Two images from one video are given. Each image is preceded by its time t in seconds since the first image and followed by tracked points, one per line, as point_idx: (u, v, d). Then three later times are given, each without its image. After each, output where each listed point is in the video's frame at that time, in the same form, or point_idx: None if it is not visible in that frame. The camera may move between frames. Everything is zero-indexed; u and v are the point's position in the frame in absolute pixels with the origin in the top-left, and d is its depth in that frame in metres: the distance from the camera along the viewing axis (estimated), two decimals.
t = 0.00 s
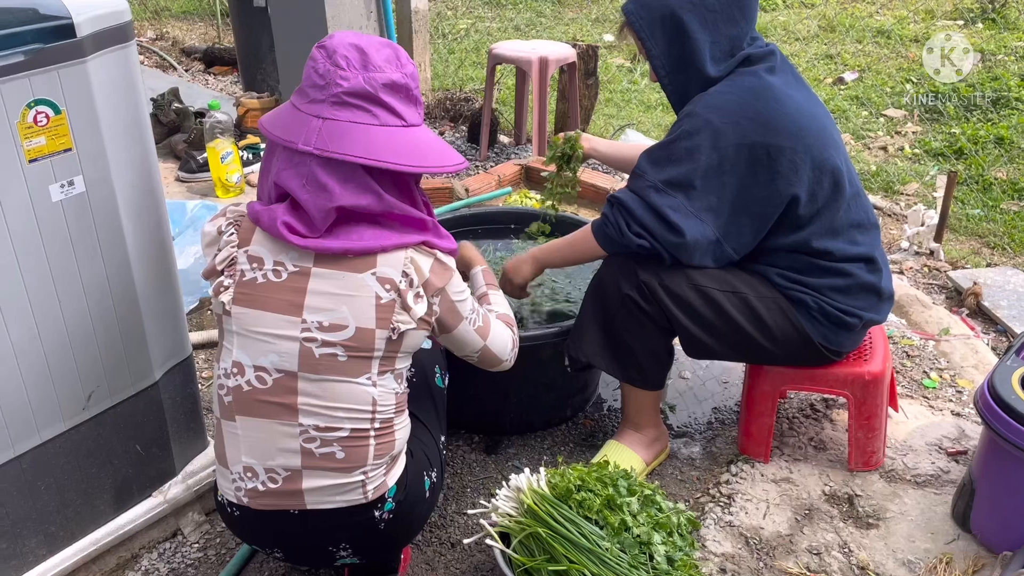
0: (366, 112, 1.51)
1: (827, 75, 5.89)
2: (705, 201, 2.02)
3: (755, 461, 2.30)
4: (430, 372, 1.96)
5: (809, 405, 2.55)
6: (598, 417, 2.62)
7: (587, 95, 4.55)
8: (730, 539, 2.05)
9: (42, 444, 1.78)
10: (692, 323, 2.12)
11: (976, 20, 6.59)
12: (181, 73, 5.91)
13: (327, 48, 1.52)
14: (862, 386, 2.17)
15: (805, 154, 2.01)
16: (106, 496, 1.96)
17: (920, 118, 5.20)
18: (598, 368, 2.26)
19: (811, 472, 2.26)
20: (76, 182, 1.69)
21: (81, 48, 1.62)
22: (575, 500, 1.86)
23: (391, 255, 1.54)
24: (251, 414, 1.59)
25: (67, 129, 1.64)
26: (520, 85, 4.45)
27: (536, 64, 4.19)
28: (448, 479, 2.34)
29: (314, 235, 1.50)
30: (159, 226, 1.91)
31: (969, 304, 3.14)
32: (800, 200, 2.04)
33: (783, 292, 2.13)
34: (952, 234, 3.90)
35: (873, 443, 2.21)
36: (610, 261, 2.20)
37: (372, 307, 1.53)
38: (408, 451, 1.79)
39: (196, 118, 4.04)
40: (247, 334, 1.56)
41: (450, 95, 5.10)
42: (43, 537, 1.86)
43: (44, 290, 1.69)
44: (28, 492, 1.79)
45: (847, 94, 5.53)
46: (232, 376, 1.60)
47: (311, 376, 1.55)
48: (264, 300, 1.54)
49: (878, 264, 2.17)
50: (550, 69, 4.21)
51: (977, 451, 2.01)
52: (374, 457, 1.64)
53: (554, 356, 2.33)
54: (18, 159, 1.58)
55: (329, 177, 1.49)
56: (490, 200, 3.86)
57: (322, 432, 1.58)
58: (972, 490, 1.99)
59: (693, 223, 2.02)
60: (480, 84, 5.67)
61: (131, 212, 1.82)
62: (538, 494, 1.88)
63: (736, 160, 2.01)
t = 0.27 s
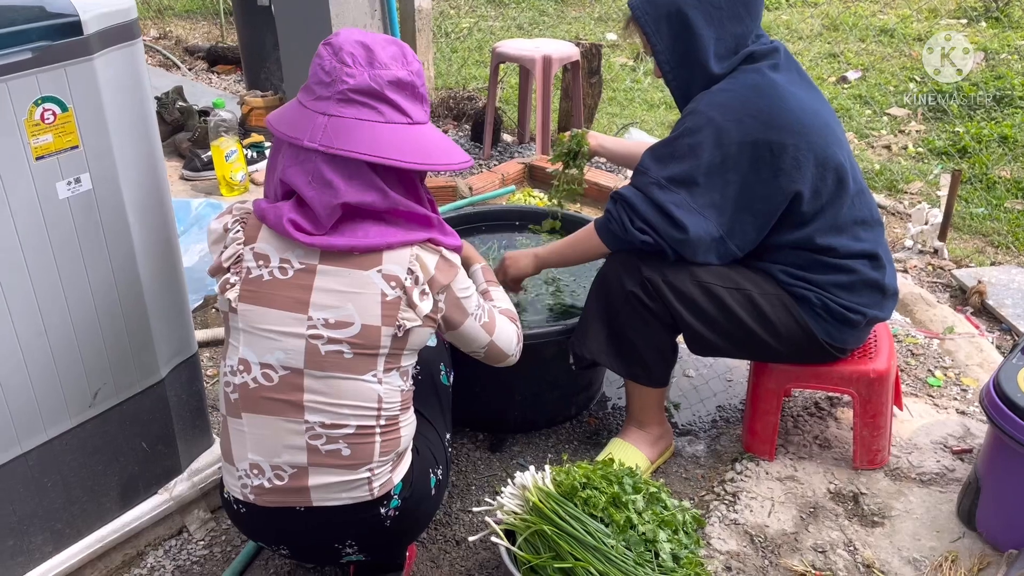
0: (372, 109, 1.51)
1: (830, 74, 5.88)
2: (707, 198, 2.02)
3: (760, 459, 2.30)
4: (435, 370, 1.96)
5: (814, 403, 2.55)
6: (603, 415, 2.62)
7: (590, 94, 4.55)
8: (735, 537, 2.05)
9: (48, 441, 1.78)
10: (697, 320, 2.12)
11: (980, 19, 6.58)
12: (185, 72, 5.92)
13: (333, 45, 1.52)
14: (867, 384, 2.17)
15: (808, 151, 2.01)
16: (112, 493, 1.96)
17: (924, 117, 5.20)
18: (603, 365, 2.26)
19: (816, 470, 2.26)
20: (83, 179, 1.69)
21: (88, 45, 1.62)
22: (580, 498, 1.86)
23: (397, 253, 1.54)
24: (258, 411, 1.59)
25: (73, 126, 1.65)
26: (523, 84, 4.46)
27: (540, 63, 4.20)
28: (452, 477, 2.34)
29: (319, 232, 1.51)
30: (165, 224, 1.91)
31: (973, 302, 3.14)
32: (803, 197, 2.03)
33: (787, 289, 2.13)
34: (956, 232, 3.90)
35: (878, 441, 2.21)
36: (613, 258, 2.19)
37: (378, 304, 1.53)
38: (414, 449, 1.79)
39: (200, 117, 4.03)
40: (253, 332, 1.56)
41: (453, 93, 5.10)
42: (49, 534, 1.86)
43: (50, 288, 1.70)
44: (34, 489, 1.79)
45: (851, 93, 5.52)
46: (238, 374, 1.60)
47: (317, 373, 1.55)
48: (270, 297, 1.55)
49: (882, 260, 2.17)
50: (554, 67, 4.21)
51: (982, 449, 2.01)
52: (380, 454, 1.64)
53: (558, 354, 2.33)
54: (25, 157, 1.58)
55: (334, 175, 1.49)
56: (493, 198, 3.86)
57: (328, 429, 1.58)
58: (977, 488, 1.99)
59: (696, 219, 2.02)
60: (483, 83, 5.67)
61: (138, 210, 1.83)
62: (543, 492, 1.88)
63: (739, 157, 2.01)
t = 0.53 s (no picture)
0: (376, 106, 1.50)
1: (833, 70, 5.88)
2: (709, 194, 2.02)
3: (764, 457, 2.30)
4: (438, 368, 1.96)
5: (818, 401, 2.54)
6: (606, 413, 2.61)
7: (592, 91, 4.54)
8: (740, 535, 2.04)
9: (52, 439, 1.78)
10: (700, 317, 2.12)
11: (982, 16, 6.57)
12: (186, 69, 5.91)
13: (337, 42, 1.51)
14: (872, 381, 2.16)
15: (810, 148, 2.01)
16: (115, 490, 1.96)
17: (926, 114, 5.19)
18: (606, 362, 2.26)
19: (820, 467, 2.25)
20: (86, 176, 1.69)
21: (91, 42, 1.62)
22: (584, 496, 1.86)
23: (400, 250, 1.54)
24: (262, 408, 1.59)
25: (77, 123, 1.64)
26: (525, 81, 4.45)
27: (542, 60, 4.19)
28: (456, 474, 2.34)
29: (323, 229, 1.50)
30: (169, 221, 1.90)
31: (977, 299, 3.13)
32: (806, 193, 2.03)
33: (791, 286, 2.12)
34: (959, 229, 3.90)
35: (883, 438, 2.21)
36: (613, 256, 2.20)
37: (381, 301, 1.53)
38: (417, 446, 1.79)
39: (202, 114, 4.02)
40: (257, 328, 1.56)
41: (455, 91, 5.09)
42: (53, 532, 1.86)
43: (54, 285, 1.69)
44: (38, 487, 1.79)
45: (853, 90, 5.51)
46: (242, 370, 1.60)
47: (321, 369, 1.55)
48: (274, 293, 1.54)
49: (886, 257, 2.16)
50: (556, 64, 4.20)
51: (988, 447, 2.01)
52: (383, 450, 1.64)
53: (562, 352, 2.33)
54: (28, 154, 1.58)
55: (338, 171, 1.49)
56: (496, 196, 3.86)
57: (332, 426, 1.58)
58: (982, 485, 1.99)
59: (696, 216, 2.02)
60: (485, 80, 5.66)
61: (141, 207, 1.82)
62: (548, 489, 1.88)
63: (741, 154, 2.00)
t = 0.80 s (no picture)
0: (377, 102, 1.50)
1: (833, 67, 5.87)
2: (707, 192, 2.02)
3: (765, 454, 2.30)
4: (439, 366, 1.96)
5: (818, 398, 2.54)
6: (607, 411, 2.61)
7: (592, 89, 4.54)
8: (741, 533, 2.04)
9: (53, 439, 1.78)
10: (701, 314, 2.12)
11: (982, 13, 6.57)
12: (185, 67, 5.90)
13: (337, 40, 1.51)
14: (873, 379, 2.16)
15: (810, 146, 2.00)
16: (116, 490, 1.96)
17: (926, 110, 5.19)
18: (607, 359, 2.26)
19: (821, 465, 2.25)
20: (86, 176, 1.68)
21: (91, 41, 1.61)
22: (586, 494, 1.86)
23: (403, 248, 1.54)
24: (263, 403, 1.59)
25: (77, 123, 1.64)
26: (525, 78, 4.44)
27: (542, 57, 4.18)
28: (457, 473, 2.34)
29: (327, 226, 1.50)
30: (169, 221, 1.90)
31: (977, 297, 3.13)
32: (806, 192, 2.02)
33: (792, 284, 2.12)
34: (960, 226, 3.90)
35: (883, 436, 2.21)
36: (613, 253, 2.21)
37: (383, 298, 1.53)
38: (418, 444, 1.79)
39: (201, 113, 4.01)
40: (259, 323, 1.56)
41: (454, 88, 5.08)
42: (54, 532, 1.86)
43: (54, 285, 1.69)
44: (39, 487, 1.79)
45: (853, 87, 5.51)
46: (244, 365, 1.59)
47: (322, 365, 1.54)
48: (276, 289, 1.54)
49: (887, 255, 2.16)
50: (556, 62, 4.19)
51: (988, 445, 2.01)
52: (384, 447, 1.64)
53: (563, 350, 2.32)
54: (28, 154, 1.58)
55: (342, 167, 1.48)
56: (496, 193, 3.86)
57: (332, 421, 1.58)
58: (984, 483, 1.99)
59: (694, 213, 2.02)
60: (485, 78, 5.65)
61: (141, 206, 1.82)
62: (548, 488, 1.88)
63: (740, 152, 2.00)
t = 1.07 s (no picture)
0: (374, 101, 1.49)
1: (831, 63, 5.86)
2: (701, 190, 2.02)
3: (764, 451, 2.29)
4: (438, 365, 1.95)
5: (817, 395, 2.53)
6: (606, 409, 2.61)
7: (590, 85, 4.53)
8: (740, 530, 2.04)
9: (50, 439, 1.77)
10: (699, 310, 2.12)
11: (979, 9, 6.56)
12: (182, 64, 5.88)
13: (334, 38, 1.50)
14: (872, 376, 2.15)
15: (807, 144, 1.99)
16: (114, 489, 1.95)
17: (924, 106, 5.18)
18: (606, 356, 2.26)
19: (820, 462, 2.25)
20: (82, 174, 1.67)
21: (86, 39, 1.60)
22: (585, 493, 1.85)
23: (402, 246, 1.53)
24: (261, 404, 1.58)
25: (72, 121, 1.63)
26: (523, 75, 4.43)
27: (539, 54, 4.17)
28: (455, 471, 2.33)
29: (324, 225, 1.49)
30: (166, 219, 1.89)
31: (976, 293, 3.12)
32: (802, 190, 2.02)
33: (791, 280, 2.11)
34: (958, 223, 3.90)
35: (883, 433, 2.20)
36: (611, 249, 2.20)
37: (383, 297, 1.53)
38: (417, 443, 1.78)
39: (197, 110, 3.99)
40: (257, 323, 1.56)
41: (452, 85, 5.07)
42: (51, 532, 1.85)
43: (50, 285, 1.68)
44: (36, 487, 1.78)
45: (851, 83, 5.50)
46: (242, 365, 1.58)
47: (321, 365, 1.54)
48: (273, 289, 1.54)
49: (886, 252, 2.15)
50: (554, 59, 4.18)
51: (988, 442, 2.01)
52: (383, 447, 1.63)
53: (561, 348, 2.32)
54: (23, 153, 1.57)
55: (339, 168, 1.48)
56: (493, 191, 3.85)
57: (331, 421, 1.57)
58: (983, 480, 1.99)
59: (686, 210, 2.02)
60: (482, 74, 5.64)
61: (137, 205, 1.81)
62: (548, 486, 1.87)
63: (736, 150, 1.99)
